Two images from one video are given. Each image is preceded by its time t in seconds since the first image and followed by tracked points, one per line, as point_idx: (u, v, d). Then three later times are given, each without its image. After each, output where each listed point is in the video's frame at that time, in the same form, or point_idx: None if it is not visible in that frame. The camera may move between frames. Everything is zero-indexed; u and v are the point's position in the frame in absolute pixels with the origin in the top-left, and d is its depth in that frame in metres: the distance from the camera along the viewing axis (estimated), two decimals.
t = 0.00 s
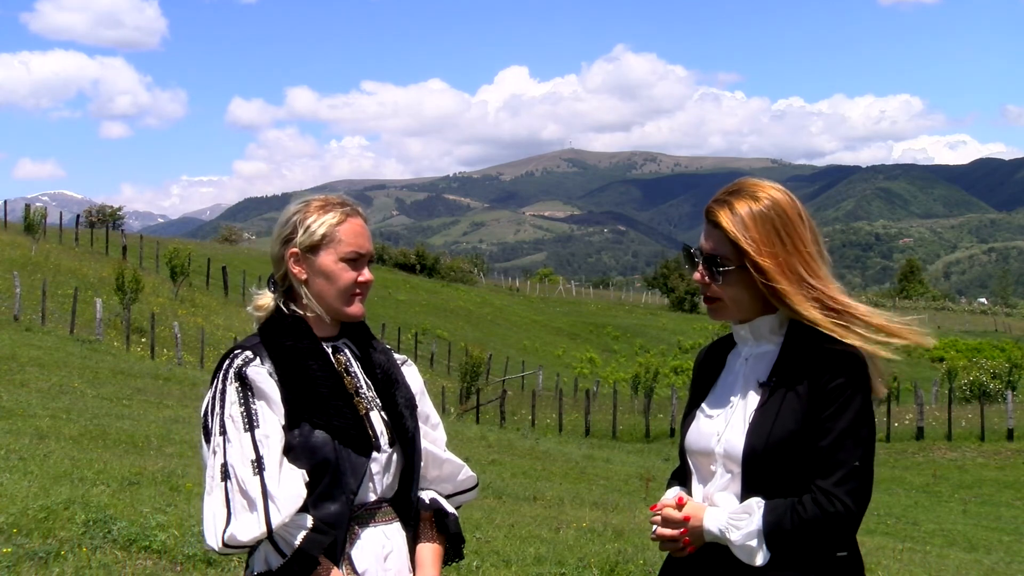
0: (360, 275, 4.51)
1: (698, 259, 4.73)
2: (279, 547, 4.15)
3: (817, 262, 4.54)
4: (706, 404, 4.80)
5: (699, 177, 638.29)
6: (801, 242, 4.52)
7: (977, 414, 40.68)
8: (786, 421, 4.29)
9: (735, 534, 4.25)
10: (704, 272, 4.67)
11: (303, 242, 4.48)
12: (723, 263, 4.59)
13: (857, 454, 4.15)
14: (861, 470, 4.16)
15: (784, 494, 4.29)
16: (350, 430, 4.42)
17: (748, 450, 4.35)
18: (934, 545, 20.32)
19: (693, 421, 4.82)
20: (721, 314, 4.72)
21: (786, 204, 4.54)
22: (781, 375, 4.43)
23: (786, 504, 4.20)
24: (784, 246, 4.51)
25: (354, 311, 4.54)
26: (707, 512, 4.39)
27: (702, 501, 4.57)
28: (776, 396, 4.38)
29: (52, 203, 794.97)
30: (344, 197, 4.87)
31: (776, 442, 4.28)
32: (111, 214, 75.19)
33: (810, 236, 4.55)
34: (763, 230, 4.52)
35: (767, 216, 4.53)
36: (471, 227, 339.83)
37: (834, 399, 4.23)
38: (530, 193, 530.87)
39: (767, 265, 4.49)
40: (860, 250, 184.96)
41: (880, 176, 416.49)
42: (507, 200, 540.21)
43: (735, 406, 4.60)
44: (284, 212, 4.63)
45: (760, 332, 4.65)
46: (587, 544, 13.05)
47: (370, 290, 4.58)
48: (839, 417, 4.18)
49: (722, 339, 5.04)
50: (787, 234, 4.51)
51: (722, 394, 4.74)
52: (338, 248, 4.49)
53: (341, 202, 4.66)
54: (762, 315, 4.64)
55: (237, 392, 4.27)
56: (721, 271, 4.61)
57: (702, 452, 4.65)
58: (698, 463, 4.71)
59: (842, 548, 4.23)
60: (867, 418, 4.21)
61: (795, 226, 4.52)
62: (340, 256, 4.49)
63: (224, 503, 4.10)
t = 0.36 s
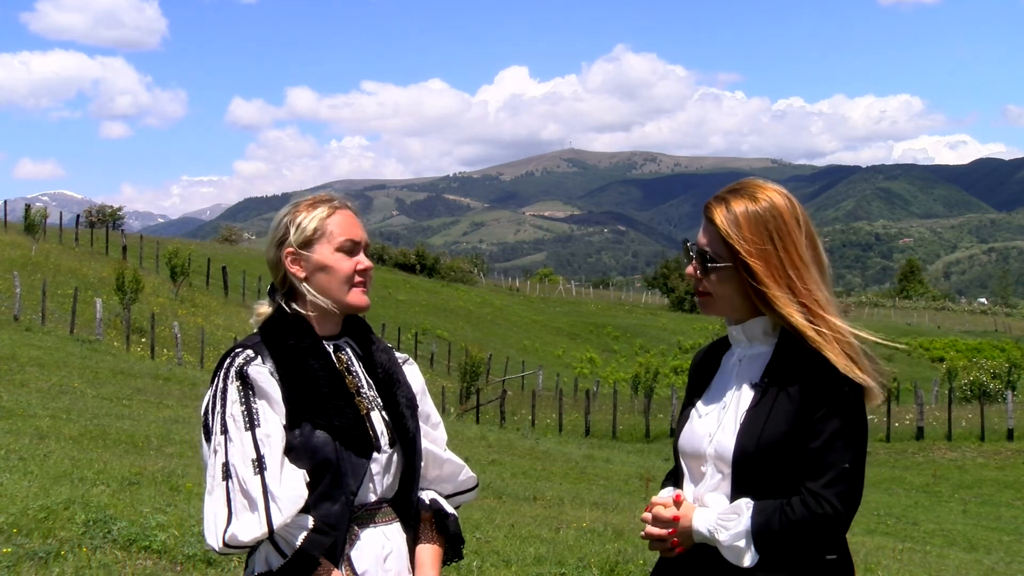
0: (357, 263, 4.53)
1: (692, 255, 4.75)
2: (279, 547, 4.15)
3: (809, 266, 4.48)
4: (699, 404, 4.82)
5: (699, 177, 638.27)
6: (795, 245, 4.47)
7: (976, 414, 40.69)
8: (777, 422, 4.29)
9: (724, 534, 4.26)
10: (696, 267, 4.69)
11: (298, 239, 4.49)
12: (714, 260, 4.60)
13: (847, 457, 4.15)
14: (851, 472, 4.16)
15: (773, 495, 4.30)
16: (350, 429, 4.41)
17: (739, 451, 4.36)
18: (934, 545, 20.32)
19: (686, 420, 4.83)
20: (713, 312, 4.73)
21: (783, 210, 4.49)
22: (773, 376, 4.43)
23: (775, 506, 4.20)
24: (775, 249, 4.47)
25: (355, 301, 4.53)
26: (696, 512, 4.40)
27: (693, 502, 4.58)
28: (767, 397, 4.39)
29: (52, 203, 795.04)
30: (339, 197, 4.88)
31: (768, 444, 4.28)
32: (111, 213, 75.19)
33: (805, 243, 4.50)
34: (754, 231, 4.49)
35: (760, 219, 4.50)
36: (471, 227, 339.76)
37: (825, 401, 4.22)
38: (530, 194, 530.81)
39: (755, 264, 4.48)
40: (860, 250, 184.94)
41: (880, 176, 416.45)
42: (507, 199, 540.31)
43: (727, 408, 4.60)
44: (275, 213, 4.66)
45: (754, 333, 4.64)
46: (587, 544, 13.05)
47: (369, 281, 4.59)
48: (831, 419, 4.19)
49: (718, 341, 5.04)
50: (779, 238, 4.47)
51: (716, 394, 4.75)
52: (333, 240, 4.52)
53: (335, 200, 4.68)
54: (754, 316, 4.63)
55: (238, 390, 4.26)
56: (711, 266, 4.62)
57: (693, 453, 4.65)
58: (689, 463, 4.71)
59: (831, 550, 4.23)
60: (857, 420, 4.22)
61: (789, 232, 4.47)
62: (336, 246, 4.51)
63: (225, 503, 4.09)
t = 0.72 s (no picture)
0: (350, 280, 4.51)
1: (685, 249, 4.74)
2: (256, 546, 4.24)
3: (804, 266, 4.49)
4: (691, 404, 4.83)
5: (699, 177, 638.32)
6: (789, 243, 4.48)
7: (976, 414, 40.71)
8: (768, 422, 4.29)
9: (717, 537, 4.27)
10: (688, 259, 4.69)
11: (293, 246, 4.50)
12: (706, 255, 4.60)
13: (839, 456, 4.14)
14: (844, 472, 4.15)
15: (767, 495, 4.31)
16: (331, 431, 4.42)
17: (731, 452, 4.37)
18: (934, 545, 20.31)
19: (679, 420, 4.84)
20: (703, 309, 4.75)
21: (779, 208, 4.53)
22: (763, 376, 4.43)
23: (768, 507, 4.21)
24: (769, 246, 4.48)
25: (343, 319, 4.55)
26: (689, 514, 4.40)
27: (687, 503, 4.59)
28: (758, 397, 4.38)
29: (52, 203, 794.99)
30: (340, 199, 4.86)
31: (758, 445, 4.29)
32: (111, 214, 75.25)
33: (802, 241, 4.52)
34: (751, 227, 4.51)
35: (757, 215, 4.52)
36: (471, 227, 339.69)
37: (819, 400, 4.21)
38: (530, 194, 530.73)
39: (750, 261, 4.48)
40: (859, 250, 184.90)
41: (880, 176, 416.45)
42: (507, 199, 540.29)
43: (719, 408, 4.60)
44: (277, 217, 4.66)
45: (746, 334, 4.66)
46: (587, 545, 13.04)
47: (360, 296, 4.56)
48: (822, 418, 4.18)
49: (713, 341, 5.04)
50: (776, 234, 4.48)
51: (707, 394, 4.77)
52: (328, 254, 4.49)
53: (337, 206, 4.68)
54: (749, 315, 4.65)
55: (221, 395, 4.34)
56: (702, 262, 4.62)
57: (686, 455, 4.66)
58: (682, 463, 4.72)
59: (827, 551, 4.23)
60: (851, 418, 4.21)
61: (785, 230, 4.50)
62: (330, 262, 4.48)
63: (207, 504, 4.21)
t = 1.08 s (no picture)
0: (339, 274, 4.51)
1: (677, 249, 4.75)
2: (237, 545, 4.24)
3: (798, 264, 4.48)
4: (686, 407, 4.83)
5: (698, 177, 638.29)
6: (782, 242, 4.47)
7: (977, 414, 40.74)
8: (763, 423, 4.30)
9: (714, 540, 4.26)
10: (680, 259, 4.70)
11: (284, 244, 4.57)
12: (697, 255, 4.61)
13: (835, 457, 4.15)
14: (840, 473, 4.15)
15: (764, 498, 4.31)
16: (317, 433, 4.41)
17: (726, 453, 4.37)
18: (934, 545, 20.32)
19: (675, 421, 4.84)
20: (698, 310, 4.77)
21: (770, 208, 4.51)
22: (757, 377, 4.44)
23: (763, 508, 4.22)
24: (762, 245, 4.47)
25: (334, 314, 4.54)
26: (684, 517, 4.40)
27: (682, 506, 4.60)
28: (753, 398, 4.39)
29: (52, 203, 794.92)
30: (340, 198, 4.91)
31: (754, 445, 4.29)
32: (111, 214, 75.26)
33: (793, 241, 4.51)
34: (741, 226, 4.50)
35: (748, 215, 4.51)
36: (471, 227, 339.60)
37: (814, 401, 4.22)
38: (530, 194, 530.76)
39: (742, 260, 4.48)
40: (859, 250, 184.88)
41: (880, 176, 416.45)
42: (507, 199, 540.43)
43: (713, 409, 4.61)
44: (276, 221, 4.76)
45: (740, 332, 4.66)
46: (587, 544, 13.04)
47: (353, 292, 4.56)
48: (817, 419, 4.19)
49: (708, 341, 5.04)
50: (766, 234, 4.47)
51: (702, 395, 4.77)
52: (317, 249, 4.53)
53: (331, 203, 4.72)
54: (744, 314, 4.64)
55: (213, 394, 4.40)
56: (694, 261, 4.63)
57: (681, 455, 4.66)
58: (678, 465, 4.72)
59: (822, 551, 4.24)
60: (845, 420, 4.22)
61: (776, 230, 4.48)
62: (319, 256, 4.51)
63: (193, 501, 4.24)
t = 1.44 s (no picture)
0: (350, 268, 4.52)
1: (675, 249, 4.76)
2: (249, 540, 4.24)
3: (796, 263, 4.48)
4: (686, 409, 4.82)
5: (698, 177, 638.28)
6: (778, 242, 4.47)
7: (977, 415, 40.74)
8: (764, 424, 4.30)
9: (715, 540, 4.27)
10: (678, 259, 4.70)
11: (295, 241, 4.58)
12: (696, 256, 4.61)
13: (835, 457, 4.15)
14: (840, 473, 4.15)
15: (764, 498, 4.31)
16: (329, 430, 4.41)
17: (726, 453, 4.37)
18: (934, 545, 20.32)
19: (676, 422, 4.84)
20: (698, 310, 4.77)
21: (768, 208, 4.51)
22: (757, 377, 4.44)
23: (764, 509, 4.22)
24: (759, 246, 4.47)
25: (347, 307, 4.53)
26: (685, 517, 4.42)
27: (683, 506, 4.60)
28: (753, 398, 4.39)
29: (52, 203, 794.95)
30: (349, 200, 4.93)
31: (753, 446, 4.29)
32: (111, 214, 75.29)
33: (791, 239, 4.51)
34: (739, 228, 4.50)
35: (745, 215, 4.51)
36: (471, 227, 339.61)
37: (813, 400, 4.22)
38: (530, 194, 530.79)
39: (740, 262, 4.48)
40: (859, 250, 184.85)
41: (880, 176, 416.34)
42: (507, 199, 540.51)
43: (714, 410, 4.61)
44: (286, 220, 4.76)
45: (739, 333, 4.66)
46: (587, 545, 13.05)
47: (364, 288, 4.57)
48: (817, 419, 4.19)
49: (710, 340, 5.04)
50: (764, 234, 4.47)
51: (704, 395, 4.76)
52: (327, 245, 4.54)
53: (341, 201, 4.73)
54: (744, 314, 4.64)
55: (225, 391, 4.43)
56: (692, 262, 4.64)
57: (682, 456, 4.66)
58: (679, 466, 4.72)
59: (824, 552, 4.23)
60: (846, 419, 4.22)
61: (774, 229, 4.48)
62: (329, 252, 4.53)
63: (206, 497, 4.26)
